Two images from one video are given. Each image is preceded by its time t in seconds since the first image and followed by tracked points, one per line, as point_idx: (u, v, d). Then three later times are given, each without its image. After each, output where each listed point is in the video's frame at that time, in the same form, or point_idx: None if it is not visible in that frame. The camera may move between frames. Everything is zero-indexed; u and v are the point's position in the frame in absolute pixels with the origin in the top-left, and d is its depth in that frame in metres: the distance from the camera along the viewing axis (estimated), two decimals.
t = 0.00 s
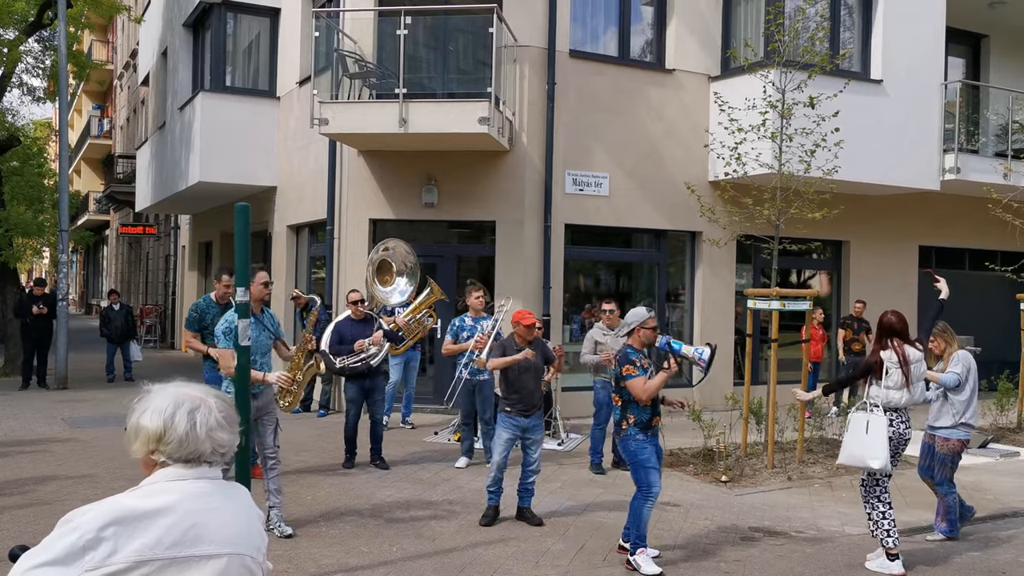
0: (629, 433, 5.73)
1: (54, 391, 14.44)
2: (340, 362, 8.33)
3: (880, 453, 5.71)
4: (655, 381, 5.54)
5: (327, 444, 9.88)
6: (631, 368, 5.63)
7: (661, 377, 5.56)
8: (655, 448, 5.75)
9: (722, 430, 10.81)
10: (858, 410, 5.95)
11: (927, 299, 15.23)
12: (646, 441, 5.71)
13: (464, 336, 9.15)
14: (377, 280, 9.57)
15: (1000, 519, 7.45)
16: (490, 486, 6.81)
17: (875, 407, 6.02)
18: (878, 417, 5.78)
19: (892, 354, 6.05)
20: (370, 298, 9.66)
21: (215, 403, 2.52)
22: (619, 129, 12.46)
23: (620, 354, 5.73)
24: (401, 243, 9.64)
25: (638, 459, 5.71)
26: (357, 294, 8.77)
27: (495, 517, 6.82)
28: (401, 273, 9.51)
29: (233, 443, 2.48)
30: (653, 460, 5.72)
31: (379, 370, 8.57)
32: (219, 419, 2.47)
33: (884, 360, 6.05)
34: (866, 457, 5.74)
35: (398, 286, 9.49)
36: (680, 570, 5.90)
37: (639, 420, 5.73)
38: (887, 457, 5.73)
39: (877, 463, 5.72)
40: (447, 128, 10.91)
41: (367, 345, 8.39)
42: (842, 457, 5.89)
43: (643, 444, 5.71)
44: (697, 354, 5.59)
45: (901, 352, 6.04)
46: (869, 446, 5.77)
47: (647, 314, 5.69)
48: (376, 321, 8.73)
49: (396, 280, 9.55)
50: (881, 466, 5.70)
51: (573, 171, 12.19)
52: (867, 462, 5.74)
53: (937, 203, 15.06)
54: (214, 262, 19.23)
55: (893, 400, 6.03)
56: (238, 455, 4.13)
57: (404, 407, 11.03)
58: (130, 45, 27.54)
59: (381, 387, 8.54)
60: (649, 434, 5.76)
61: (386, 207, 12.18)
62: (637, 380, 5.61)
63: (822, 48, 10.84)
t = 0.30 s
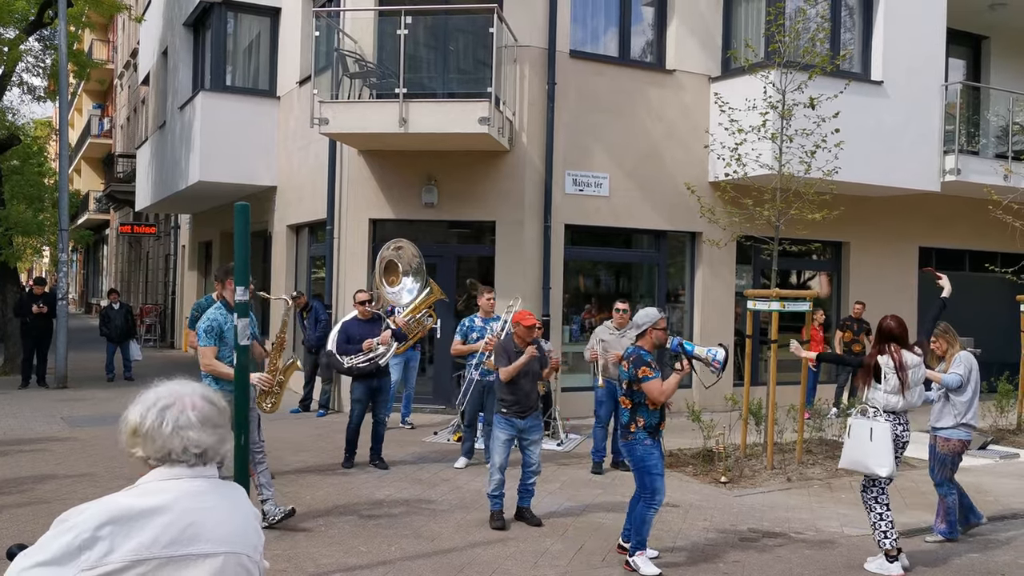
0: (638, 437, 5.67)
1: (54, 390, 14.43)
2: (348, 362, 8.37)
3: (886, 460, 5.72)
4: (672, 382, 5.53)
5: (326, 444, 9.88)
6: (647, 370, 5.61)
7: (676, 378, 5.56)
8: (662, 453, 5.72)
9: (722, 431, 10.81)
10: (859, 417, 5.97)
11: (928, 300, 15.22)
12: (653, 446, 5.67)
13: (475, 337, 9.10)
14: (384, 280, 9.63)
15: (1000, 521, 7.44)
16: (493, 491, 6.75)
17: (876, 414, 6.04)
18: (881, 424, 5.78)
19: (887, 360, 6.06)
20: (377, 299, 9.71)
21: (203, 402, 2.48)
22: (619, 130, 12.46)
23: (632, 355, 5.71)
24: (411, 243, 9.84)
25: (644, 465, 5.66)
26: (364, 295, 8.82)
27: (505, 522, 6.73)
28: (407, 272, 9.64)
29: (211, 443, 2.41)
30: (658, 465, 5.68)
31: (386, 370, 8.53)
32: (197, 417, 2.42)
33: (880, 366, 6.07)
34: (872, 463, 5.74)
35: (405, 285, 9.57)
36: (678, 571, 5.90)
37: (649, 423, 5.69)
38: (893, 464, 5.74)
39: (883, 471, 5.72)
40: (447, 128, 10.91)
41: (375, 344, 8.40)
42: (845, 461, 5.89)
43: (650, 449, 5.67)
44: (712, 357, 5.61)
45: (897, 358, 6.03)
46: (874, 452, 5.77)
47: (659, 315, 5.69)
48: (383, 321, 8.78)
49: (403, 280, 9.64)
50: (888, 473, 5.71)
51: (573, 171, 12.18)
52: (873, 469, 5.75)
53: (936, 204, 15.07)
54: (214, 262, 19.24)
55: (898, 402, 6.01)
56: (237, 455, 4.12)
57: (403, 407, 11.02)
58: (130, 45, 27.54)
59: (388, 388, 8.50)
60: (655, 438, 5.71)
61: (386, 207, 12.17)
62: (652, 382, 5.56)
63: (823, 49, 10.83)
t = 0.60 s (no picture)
0: (639, 436, 5.65)
1: (54, 391, 14.42)
2: (354, 363, 8.37)
3: (897, 461, 5.72)
4: (678, 382, 5.49)
5: (326, 445, 9.87)
6: (654, 370, 5.57)
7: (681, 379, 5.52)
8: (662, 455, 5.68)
9: (722, 432, 10.80)
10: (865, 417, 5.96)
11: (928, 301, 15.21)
12: (653, 447, 5.63)
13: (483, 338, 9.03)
14: (389, 281, 9.67)
15: (1000, 522, 7.44)
16: (494, 492, 6.74)
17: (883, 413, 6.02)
18: (891, 425, 5.78)
19: (887, 360, 6.07)
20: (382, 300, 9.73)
21: (183, 404, 2.44)
22: (619, 130, 12.45)
23: (638, 354, 5.68)
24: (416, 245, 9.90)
25: (642, 465, 5.64)
26: (369, 295, 8.75)
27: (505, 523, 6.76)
28: (412, 273, 9.69)
29: (175, 448, 2.35)
30: (657, 467, 5.65)
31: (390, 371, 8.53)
32: (162, 421, 2.38)
33: (881, 366, 6.08)
34: (882, 464, 5.73)
35: (410, 286, 9.60)
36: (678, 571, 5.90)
37: (650, 422, 5.65)
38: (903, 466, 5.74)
39: (894, 472, 5.72)
40: (446, 129, 10.90)
41: (380, 346, 8.42)
42: (854, 462, 5.86)
43: (650, 450, 5.64)
44: (719, 357, 5.61)
45: (898, 359, 6.04)
46: (884, 453, 5.76)
47: (667, 313, 5.66)
48: (388, 322, 8.80)
49: (408, 281, 9.67)
50: (898, 475, 5.70)
51: (573, 171, 12.18)
52: (884, 470, 5.74)
53: (936, 205, 15.07)
54: (213, 262, 19.24)
55: (903, 401, 6.01)
56: (236, 456, 4.11)
57: (403, 407, 11.02)
58: (130, 45, 27.54)
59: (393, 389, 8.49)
60: (658, 438, 5.68)
61: (385, 207, 12.17)
62: (658, 381, 5.54)
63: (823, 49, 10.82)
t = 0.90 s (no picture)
0: (646, 443, 5.58)
1: (54, 393, 14.42)
2: (355, 365, 8.40)
3: (906, 460, 5.74)
4: (676, 386, 5.45)
5: (326, 446, 9.87)
6: (649, 373, 5.57)
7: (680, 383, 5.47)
8: (672, 462, 5.58)
9: (722, 432, 10.80)
10: (869, 419, 5.93)
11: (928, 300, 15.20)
12: (661, 454, 5.55)
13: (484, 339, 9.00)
14: (391, 283, 9.67)
15: (1000, 522, 7.43)
16: (508, 492, 6.66)
17: (886, 412, 6.02)
18: (898, 425, 5.77)
19: (890, 361, 6.06)
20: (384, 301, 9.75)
21: (177, 408, 2.43)
22: (619, 130, 12.46)
23: (635, 359, 5.67)
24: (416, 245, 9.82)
25: (651, 472, 5.57)
26: (371, 297, 8.73)
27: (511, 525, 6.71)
28: (414, 275, 9.64)
29: (165, 450, 2.34)
30: (666, 475, 5.56)
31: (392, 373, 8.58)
32: (152, 424, 2.37)
33: (883, 366, 6.07)
34: (893, 465, 5.73)
35: (411, 288, 9.57)
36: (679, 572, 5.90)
37: (658, 428, 5.58)
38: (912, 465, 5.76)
39: (904, 470, 5.74)
40: (444, 130, 10.90)
41: (382, 348, 8.42)
42: (863, 463, 5.82)
43: (658, 458, 5.56)
44: (718, 358, 5.60)
45: (900, 360, 6.03)
46: (892, 453, 5.76)
47: (665, 319, 5.60)
48: (390, 323, 8.75)
49: (409, 283, 9.64)
50: (909, 473, 5.74)
51: (572, 171, 12.18)
52: (894, 470, 5.74)
53: (936, 204, 15.08)
54: (213, 264, 19.25)
55: (906, 402, 6.02)
56: (235, 459, 4.11)
57: (403, 409, 11.02)
58: (129, 47, 27.57)
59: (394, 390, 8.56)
60: (668, 444, 5.59)
61: (385, 209, 12.17)
62: (656, 387, 5.50)
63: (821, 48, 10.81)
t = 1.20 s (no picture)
0: (662, 455, 5.55)
1: (54, 399, 14.41)
2: (351, 368, 8.35)
3: (900, 456, 5.75)
4: (674, 400, 5.39)
5: (328, 449, 9.86)
6: (644, 391, 5.53)
7: (680, 396, 5.38)
8: (688, 474, 5.50)
9: (723, 431, 10.79)
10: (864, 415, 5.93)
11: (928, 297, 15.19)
12: (676, 465, 5.50)
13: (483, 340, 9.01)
14: (389, 285, 9.66)
15: (1004, 518, 7.41)
16: (524, 501, 6.51)
17: (881, 409, 6.00)
18: (892, 421, 5.80)
19: (887, 357, 6.04)
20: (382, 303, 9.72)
21: (174, 411, 2.43)
22: (617, 130, 12.45)
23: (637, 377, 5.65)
24: (411, 245, 9.82)
25: (667, 484, 5.53)
26: (368, 299, 8.77)
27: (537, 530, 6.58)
28: (412, 277, 9.62)
29: (158, 451, 2.34)
30: (681, 488, 5.49)
31: (389, 376, 8.55)
32: (147, 426, 2.38)
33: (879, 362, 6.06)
34: (887, 461, 5.75)
35: (409, 291, 9.55)
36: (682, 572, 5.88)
37: (671, 440, 5.53)
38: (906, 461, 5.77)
39: (898, 467, 5.76)
40: (442, 131, 10.89)
41: (378, 351, 8.36)
42: (857, 461, 5.86)
43: (673, 469, 5.51)
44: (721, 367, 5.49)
45: (897, 356, 6.01)
46: (887, 450, 5.77)
47: (663, 333, 5.55)
48: (387, 326, 8.72)
49: (407, 285, 9.62)
50: (903, 470, 5.76)
51: (571, 172, 12.17)
52: (888, 466, 5.76)
53: (935, 201, 15.07)
54: (212, 268, 19.24)
55: (902, 398, 5.98)
56: (237, 462, 4.09)
57: (404, 411, 11.00)
58: (127, 51, 27.57)
59: (391, 394, 8.52)
60: (684, 456, 5.52)
61: (384, 211, 12.17)
62: (655, 402, 5.47)
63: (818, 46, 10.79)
